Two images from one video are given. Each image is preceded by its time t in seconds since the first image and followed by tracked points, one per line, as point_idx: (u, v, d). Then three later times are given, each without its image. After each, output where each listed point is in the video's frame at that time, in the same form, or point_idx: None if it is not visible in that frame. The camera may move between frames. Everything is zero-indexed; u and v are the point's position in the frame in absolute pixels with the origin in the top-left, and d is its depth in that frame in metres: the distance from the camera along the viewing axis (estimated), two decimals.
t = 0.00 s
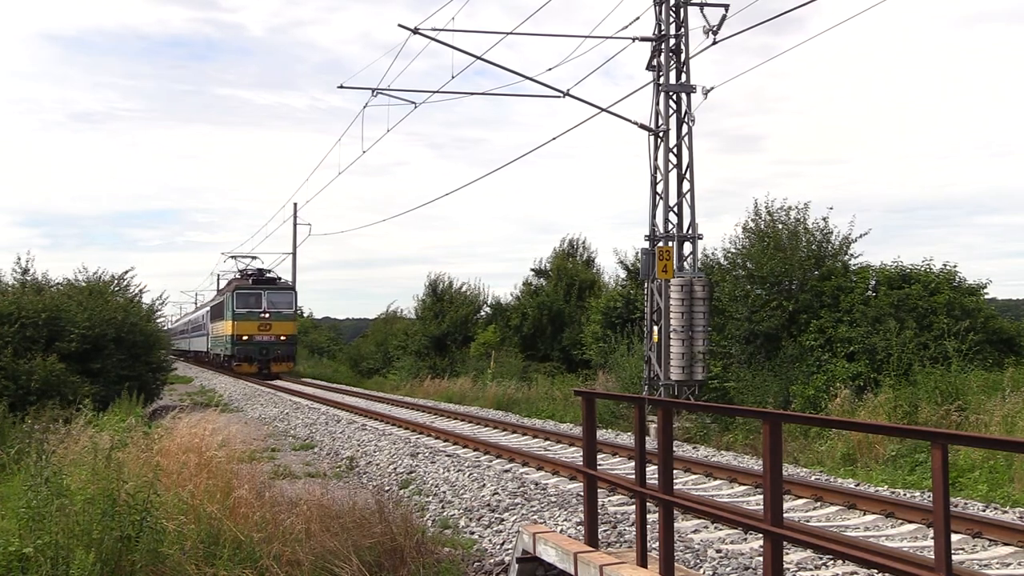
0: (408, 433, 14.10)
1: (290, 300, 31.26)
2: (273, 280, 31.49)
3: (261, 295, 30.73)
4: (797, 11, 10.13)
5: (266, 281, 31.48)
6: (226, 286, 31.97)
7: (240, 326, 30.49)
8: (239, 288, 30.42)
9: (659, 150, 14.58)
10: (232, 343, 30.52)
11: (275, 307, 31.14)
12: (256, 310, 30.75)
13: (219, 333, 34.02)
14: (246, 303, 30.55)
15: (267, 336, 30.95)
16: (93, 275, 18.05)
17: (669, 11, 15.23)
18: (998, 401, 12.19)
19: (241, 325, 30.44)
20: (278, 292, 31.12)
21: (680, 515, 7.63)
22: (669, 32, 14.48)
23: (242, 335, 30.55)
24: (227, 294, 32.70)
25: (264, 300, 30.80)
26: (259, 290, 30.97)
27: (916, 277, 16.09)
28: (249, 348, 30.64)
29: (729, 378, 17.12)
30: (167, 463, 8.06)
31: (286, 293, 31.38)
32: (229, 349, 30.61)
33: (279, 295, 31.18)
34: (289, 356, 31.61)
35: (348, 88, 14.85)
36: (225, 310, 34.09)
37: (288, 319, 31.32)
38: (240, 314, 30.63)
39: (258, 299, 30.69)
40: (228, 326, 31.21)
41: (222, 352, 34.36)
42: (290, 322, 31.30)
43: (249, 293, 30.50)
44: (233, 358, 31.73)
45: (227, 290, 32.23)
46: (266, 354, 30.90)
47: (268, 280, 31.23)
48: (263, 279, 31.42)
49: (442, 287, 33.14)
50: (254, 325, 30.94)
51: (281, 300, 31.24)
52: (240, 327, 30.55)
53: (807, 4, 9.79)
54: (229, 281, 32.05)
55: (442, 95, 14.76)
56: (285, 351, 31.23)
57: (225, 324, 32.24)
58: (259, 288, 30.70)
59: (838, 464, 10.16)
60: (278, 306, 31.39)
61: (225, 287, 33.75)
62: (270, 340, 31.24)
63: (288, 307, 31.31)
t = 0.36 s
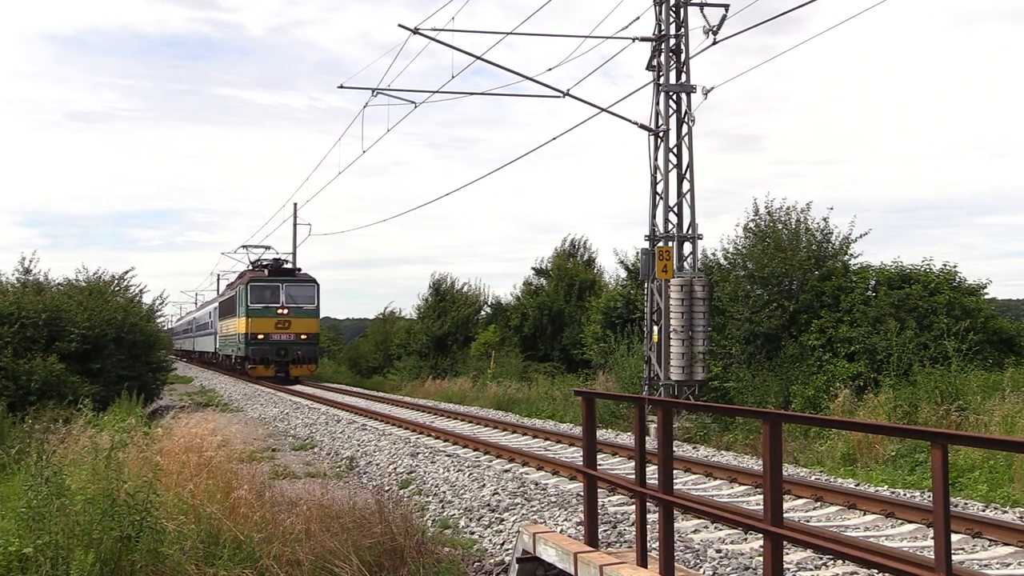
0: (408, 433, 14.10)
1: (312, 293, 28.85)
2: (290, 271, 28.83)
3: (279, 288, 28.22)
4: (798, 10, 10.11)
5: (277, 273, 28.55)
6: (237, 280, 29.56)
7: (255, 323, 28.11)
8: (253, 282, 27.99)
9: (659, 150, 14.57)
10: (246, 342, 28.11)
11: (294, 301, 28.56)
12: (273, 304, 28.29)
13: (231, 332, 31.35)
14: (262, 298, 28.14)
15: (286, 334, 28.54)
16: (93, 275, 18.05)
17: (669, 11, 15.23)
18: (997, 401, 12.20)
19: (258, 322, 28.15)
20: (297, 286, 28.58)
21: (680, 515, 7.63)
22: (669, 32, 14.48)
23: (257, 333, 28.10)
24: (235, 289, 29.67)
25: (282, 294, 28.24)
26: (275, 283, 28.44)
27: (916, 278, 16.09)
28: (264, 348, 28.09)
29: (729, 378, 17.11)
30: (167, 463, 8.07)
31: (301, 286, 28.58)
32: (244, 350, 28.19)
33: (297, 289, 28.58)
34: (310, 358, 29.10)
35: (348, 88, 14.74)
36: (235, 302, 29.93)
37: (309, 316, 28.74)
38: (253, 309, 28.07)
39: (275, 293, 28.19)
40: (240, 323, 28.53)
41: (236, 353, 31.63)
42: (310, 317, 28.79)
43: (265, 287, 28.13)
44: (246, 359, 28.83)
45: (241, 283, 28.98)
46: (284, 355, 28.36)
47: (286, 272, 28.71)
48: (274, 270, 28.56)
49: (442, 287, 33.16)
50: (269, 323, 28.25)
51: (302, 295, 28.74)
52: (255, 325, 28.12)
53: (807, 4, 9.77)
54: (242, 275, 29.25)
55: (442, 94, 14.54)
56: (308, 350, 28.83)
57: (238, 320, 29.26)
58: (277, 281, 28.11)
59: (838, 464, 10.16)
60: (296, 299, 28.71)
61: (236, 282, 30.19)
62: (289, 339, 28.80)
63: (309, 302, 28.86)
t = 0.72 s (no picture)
0: (408, 433, 14.09)
1: (340, 286, 25.78)
2: (315, 261, 25.80)
3: (301, 280, 25.19)
4: (798, 10, 10.08)
5: (299, 265, 25.47)
6: (256, 270, 26.57)
7: (274, 318, 24.92)
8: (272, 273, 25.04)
9: (658, 150, 14.56)
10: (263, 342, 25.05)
11: (319, 295, 25.46)
12: (295, 299, 25.17)
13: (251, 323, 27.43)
14: (281, 291, 24.98)
15: (310, 332, 25.35)
16: (93, 275, 18.06)
17: (669, 11, 15.22)
18: (997, 401, 12.20)
19: (279, 319, 24.99)
20: (323, 277, 25.47)
21: (679, 515, 7.63)
22: (669, 32, 14.47)
23: (279, 331, 24.95)
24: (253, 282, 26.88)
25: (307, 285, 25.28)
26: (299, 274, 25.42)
27: (916, 278, 16.08)
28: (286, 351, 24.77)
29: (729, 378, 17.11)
30: (167, 463, 8.07)
31: (326, 276, 25.60)
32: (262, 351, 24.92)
33: (322, 281, 25.47)
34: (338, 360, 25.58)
35: (348, 88, 14.47)
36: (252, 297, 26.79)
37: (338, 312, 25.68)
38: (274, 303, 24.97)
39: (297, 284, 25.18)
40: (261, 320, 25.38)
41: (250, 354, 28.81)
42: (338, 313, 25.76)
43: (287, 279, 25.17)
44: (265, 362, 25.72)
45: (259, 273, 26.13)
46: (308, 357, 25.16)
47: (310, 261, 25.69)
48: (296, 260, 25.47)
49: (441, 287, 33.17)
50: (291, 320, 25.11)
51: (329, 287, 25.59)
52: (275, 321, 24.96)
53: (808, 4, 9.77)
54: (263, 264, 26.71)
55: (443, 94, 14.35)
56: (337, 351, 25.52)
57: (258, 315, 25.89)
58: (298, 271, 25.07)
59: (838, 464, 10.15)
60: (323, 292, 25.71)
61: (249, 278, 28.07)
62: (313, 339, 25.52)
63: (336, 296, 25.71)
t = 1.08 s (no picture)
0: (408, 433, 14.08)
1: (377, 274, 22.32)
2: (349, 247, 22.53)
3: (333, 267, 21.97)
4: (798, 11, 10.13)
5: (327, 251, 22.31)
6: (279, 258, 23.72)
7: (298, 313, 21.67)
8: (297, 260, 21.68)
9: (658, 150, 14.56)
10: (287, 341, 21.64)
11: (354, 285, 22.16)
12: (325, 289, 21.81)
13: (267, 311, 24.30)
14: (307, 282, 21.73)
15: (343, 330, 21.97)
16: (93, 275, 18.07)
17: (669, 11, 15.23)
18: (998, 401, 12.20)
19: (306, 314, 21.71)
20: (359, 265, 22.23)
21: (679, 516, 7.63)
22: (670, 32, 14.48)
23: (306, 328, 21.59)
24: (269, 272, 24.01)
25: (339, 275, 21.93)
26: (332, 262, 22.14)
27: (917, 278, 16.08)
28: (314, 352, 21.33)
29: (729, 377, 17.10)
30: (167, 463, 8.07)
31: (361, 265, 22.31)
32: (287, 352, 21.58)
33: (357, 270, 22.19)
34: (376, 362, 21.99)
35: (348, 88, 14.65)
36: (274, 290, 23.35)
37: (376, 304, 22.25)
38: (299, 295, 21.55)
39: (328, 273, 21.88)
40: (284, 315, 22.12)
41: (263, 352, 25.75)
42: (375, 308, 22.29)
43: (313, 268, 21.91)
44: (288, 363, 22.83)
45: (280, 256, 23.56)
46: (342, 359, 21.74)
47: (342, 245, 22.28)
48: (328, 246, 22.47)
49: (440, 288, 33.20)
50: (321, 315, 21.71)
51: (364, 277, 22.17)
52: (302, 317, 21.62)
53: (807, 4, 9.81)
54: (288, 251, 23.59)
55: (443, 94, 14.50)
56: (375, 351, 21.98)
57: (281, 310, 22.27)
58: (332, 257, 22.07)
59: (838, 464, 10.15)
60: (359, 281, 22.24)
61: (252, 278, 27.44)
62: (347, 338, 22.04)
63: (374, 287, 22.26)
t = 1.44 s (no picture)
0: (409, 433, 14.08)
1: (434, 256, 18.27)
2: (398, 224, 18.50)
3: (381, 250, 17.94)
4: (798, 11, 10.16)
5: (370, 229, 18.13)
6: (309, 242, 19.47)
7: (334, 304, 17.48)
8: (336, 239, 17.76)
9: (658, 150, 14.56)
10: (323, 340, 17.57)
11: (405, 270, 17.95)
12: (371, 277, 17.75)
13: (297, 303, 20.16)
14: (346, 265, 17.69)
15: (392, 326, 17.82)
16: (93, 275, 18.08)
17: (669, 11, 15.23)
18: (997, 401, 12.21)
19: (345, 306, 17.55)
20: (410, 246, 18.11)
21: (679, 515, 7.63)
22: (669, 32, 14.47)
23: (346, 325, 17.53)
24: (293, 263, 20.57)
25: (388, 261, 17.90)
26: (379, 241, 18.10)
27: (916, 278, 16.07)
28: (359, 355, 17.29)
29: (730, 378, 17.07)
30: (166, 463, 8.07)
31: (410, 245, 18.12)
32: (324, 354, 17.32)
33: (408, 251, 18.07)
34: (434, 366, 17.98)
35: (348, 88, 14.59)
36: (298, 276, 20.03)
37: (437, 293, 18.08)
38: (338, 284, 17.53)
39: (374, 256, 17.89)
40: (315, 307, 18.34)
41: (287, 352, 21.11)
42: (430, 297, 18.07)
43: (352, 249, 17.78)
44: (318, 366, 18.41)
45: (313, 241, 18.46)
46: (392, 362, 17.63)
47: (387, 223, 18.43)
48: (369, 222, 18.19)
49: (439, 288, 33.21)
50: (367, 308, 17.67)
51: (418, 261, 18.09)
52: (343, 311, 17.52)
53: (808, 3, 9.87)
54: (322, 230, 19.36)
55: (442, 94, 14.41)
56: (431, 352, 17.70)
57: (315, 301, 18.23)
58: (379, 235, 18.06)
59: (838, 464, 10.14)
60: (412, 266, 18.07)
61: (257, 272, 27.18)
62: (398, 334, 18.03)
63: (427, 273, 18.08)
